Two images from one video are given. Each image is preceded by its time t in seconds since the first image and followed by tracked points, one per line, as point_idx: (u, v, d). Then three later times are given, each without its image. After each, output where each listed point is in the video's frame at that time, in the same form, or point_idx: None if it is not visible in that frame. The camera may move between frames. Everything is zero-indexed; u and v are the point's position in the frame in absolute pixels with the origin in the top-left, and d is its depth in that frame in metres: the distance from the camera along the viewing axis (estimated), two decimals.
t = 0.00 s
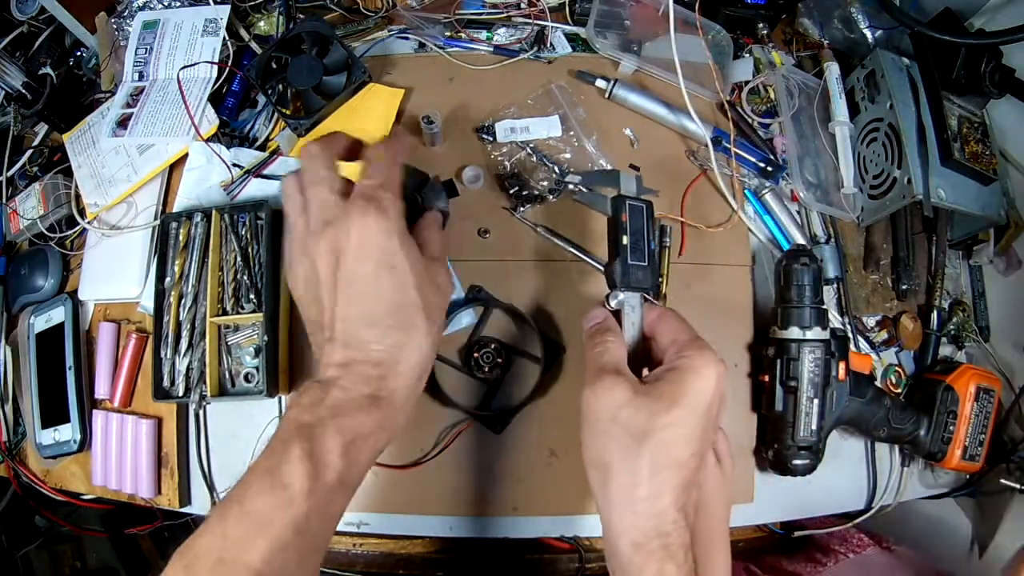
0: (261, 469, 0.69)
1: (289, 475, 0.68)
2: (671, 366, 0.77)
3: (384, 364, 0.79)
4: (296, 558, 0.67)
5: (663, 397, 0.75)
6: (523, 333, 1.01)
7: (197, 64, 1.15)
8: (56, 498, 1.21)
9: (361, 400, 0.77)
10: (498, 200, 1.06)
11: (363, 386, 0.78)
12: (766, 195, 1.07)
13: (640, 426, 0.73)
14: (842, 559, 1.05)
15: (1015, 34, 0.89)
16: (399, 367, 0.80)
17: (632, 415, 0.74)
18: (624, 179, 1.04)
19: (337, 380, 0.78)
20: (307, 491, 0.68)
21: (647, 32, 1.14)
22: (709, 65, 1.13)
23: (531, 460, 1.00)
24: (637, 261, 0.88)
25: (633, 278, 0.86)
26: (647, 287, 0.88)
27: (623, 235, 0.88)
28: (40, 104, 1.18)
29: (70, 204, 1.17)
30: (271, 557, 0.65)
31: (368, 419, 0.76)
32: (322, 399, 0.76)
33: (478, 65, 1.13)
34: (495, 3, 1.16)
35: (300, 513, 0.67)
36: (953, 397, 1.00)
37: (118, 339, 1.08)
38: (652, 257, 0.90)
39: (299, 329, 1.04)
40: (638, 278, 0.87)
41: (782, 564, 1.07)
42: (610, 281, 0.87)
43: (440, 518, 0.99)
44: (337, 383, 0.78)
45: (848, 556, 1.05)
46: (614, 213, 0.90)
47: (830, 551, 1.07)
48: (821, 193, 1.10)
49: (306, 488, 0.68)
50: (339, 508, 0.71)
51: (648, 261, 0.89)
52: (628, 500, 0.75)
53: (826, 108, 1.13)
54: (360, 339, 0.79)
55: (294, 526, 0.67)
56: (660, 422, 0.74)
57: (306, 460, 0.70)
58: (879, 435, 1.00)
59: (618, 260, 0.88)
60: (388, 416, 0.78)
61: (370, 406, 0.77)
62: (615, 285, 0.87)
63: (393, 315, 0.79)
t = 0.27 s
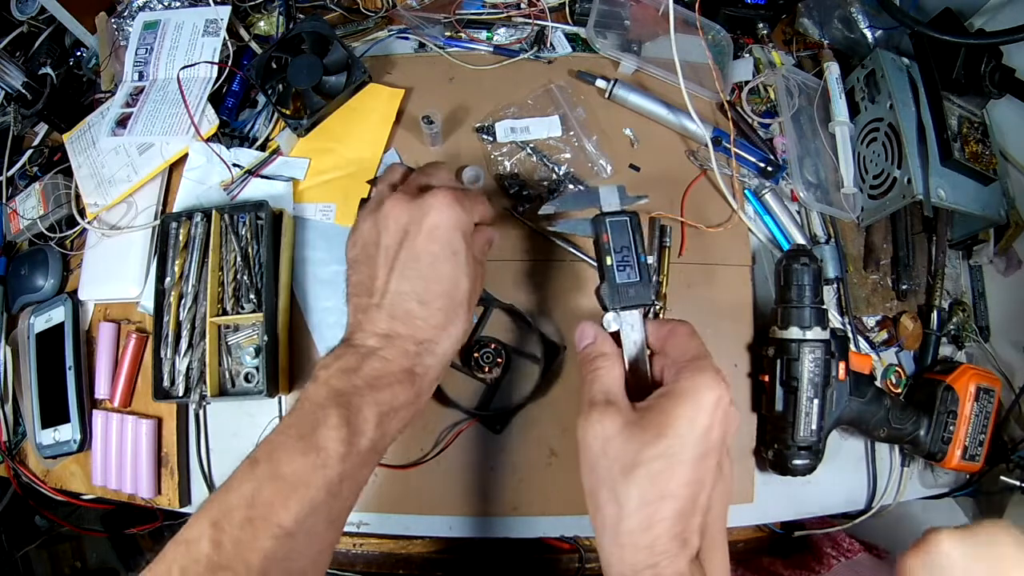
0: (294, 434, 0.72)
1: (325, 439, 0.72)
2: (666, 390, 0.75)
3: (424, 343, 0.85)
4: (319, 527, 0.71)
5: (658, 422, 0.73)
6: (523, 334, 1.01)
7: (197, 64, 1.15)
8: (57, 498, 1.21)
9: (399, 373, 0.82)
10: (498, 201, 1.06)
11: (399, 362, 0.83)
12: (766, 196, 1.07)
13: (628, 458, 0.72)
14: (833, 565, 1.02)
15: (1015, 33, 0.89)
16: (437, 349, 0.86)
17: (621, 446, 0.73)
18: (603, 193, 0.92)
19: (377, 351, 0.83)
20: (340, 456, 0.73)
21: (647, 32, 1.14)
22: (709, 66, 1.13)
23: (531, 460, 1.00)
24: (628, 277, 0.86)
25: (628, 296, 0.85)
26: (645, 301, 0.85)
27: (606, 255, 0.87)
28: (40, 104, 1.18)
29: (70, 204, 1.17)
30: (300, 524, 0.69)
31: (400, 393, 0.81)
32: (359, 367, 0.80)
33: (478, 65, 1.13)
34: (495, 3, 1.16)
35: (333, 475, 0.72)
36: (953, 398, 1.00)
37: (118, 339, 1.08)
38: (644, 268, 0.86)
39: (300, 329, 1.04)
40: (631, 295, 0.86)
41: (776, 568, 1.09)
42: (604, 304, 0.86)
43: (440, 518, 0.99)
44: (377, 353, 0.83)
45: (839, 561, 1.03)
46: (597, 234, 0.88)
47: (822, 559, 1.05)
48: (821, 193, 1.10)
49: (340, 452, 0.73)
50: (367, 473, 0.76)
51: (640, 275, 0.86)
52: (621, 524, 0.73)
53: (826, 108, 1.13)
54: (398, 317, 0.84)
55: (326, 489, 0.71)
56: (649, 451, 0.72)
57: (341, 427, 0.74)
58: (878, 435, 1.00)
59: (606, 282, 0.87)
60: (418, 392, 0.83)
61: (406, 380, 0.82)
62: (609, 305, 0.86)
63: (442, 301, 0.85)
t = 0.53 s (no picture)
0: (310, 432, 0.73)
1: (343, 440, 0.73)
2: (664, 393, 0.76)
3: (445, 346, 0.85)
4: (329, 528, 0.71)
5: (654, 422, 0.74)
6: (523, 334, 1.01)
7: (197, 63, 1.15)
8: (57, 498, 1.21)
9: (418, 376, 0.82)
10: (498, 200, 1.06)
11: (418, 364, 0.83)
12: (766, 196, 1.07)
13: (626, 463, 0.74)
14: None
15: (1015, 34, 0.89)
16: (457, 353, 0.86)
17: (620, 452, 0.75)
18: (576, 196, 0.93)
19: (397, 352, 0.83)
20: (358, 458, 0.73)
21: (647, 32, 1.14)
22: (709, 66, 1.13)
23: (532, 460, 1.00)
24: (612, 279, 0.88)
25: (616, 298, 0.87)
26: (632, 300, 0.87)
27: (586, 261, 0.89)
28: (40, 104, 1.17)
29: (70, 204, 1.17)
30: (310, 524, 0.70)
31: (419, 397, 0.81)
32: (380, 368, 0.81)
33: (478, 66, 1.13)
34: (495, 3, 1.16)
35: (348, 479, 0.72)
36: (953, 398, 1.00)
37: (118, 339, 1.08)
38: (627, 266, 0.88)
39: (300, 329, 1.05)
40: (618, 296, 0.87)
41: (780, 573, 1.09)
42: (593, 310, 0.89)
43: (440, 518, 0.99)
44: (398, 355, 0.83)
45: None
46: (574, 241, 0.91)
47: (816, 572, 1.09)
48: (821, 193, 1.10)
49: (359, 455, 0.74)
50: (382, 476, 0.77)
51: (622, 274, 0.88)
52: (623, 526, 0.75)
53: (826, 108, 1.12)
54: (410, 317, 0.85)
55: (341, 491, 0.72)
56: (648, 453, 0.73)
57: (360, 429, 0.74)
58: (878, 435, 1.00)
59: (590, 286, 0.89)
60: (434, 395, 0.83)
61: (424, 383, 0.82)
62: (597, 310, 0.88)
63: (460, 302, 0.86)
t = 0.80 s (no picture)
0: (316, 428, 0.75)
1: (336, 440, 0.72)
2: (680, 388, 0.78)
3: (412, 350, 0.84)
4: (295, 526, 0.70)
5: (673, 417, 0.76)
6: (523, 333, 1.01)
7: (197, 63, 1.15)
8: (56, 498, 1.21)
9: (381, 385, 0.81)
10: (499, 200, 1.07)
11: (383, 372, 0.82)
12: (766, 196, 1.07)
13: (649, 458, 0.76)
14: None
15: (1015, 34, 0.89)
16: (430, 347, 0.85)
17: (643, 446, 0.76)
18: (546, 197, 0.92)
19: (361, 357, 0.82)
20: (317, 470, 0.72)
21: (647, 32, 1.14)
22: (709, 65, 1.13)
23: (532, 459, 1.00)
24: (603, 271, 0.89)
25: (612, 291, 0.89)
26: (629, 289, 0.89)
27: (576, 260, 0.89)
28: (40, 104, 1.17)
29: (70, 204, 1.17)
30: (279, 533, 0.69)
31: (383, 408, 0.80)
32: (338, 377, 0.80)
33: (478, 65, 1.13)
34: (495, 3, 1.16)
35: (305, 500, 0.71)
36: (953, 397, 1.00)
37: (118, 339, 1.08)
38: (615, 256, 0.89)
39: (300, 329, 1.05)
40: (617, 286, 0.89)
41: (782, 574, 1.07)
42: (592, 307, 0.90)
43: (440, 518, 0.99)
44: (363, 356, 0.82)
45: None
46: (557, 242, 0.90)
47: None
48: (821, 193, 1.10)
49: (318, 467, 0.73)
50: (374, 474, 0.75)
51: (612, 265, 0.89)
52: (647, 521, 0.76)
53: (826, 108, 1.12)
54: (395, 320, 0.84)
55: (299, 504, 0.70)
56: (670, 448, 0.75)
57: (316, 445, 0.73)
58: (878, 435, 1.00)
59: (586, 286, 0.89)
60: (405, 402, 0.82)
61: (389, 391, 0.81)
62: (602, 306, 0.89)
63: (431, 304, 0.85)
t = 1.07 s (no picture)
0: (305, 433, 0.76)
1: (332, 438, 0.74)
2: (663, 389, 0.78)
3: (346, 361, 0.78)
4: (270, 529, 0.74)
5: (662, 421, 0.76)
6: (524, 334, 1.01)
7: (197, 63, 1.15)
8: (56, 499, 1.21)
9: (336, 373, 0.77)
10: (499, 201, 1.07)
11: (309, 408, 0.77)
12: (766, 196, 1.07)
13: (642, 459, 0.76)
14: None
15: (1015, 33, 0.89)
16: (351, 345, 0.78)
17: (635, 448, 0.77)
18: (505, 223, 0.97)
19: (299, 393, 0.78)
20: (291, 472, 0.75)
21: (647, 32, 1.14)
22: (709, 65, 1.13)
23: (531, 459, 1.00)
24: (571, 286, 0.89)
25: (580, 307, 0.89)
26: (599, 300, 0.90)
27: (542, 279, 0.89)
28: (40, 104, 1.17)
29: (70, 204, 1.17)
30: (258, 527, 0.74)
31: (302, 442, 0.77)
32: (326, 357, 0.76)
33: (478, 65, 1.13)
34: (495, 3, 1.16)
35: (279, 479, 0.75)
36: (952, 397, 1.00)
37: (118, 339, 1.08)
38: (580, 269, 0.90)
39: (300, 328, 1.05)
40: (584, 299, 0.89)
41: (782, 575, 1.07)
42: (565, 322, 0.90)
43: (440, 518, 0.99)
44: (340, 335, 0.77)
45: None
46: (520, 264, 0.91)
47: None
48: (821, 193, 1.10)
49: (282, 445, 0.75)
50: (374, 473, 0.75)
51: (579, 278, 0.90)
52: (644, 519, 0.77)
53: (826, 108, 1.12)
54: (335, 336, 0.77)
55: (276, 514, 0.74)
56: (660, 448, 0.75)
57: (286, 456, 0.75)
58: (878, 435, 1.00)
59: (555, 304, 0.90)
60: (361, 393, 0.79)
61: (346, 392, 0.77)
62: (573, 321, 0.89)
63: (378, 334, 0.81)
